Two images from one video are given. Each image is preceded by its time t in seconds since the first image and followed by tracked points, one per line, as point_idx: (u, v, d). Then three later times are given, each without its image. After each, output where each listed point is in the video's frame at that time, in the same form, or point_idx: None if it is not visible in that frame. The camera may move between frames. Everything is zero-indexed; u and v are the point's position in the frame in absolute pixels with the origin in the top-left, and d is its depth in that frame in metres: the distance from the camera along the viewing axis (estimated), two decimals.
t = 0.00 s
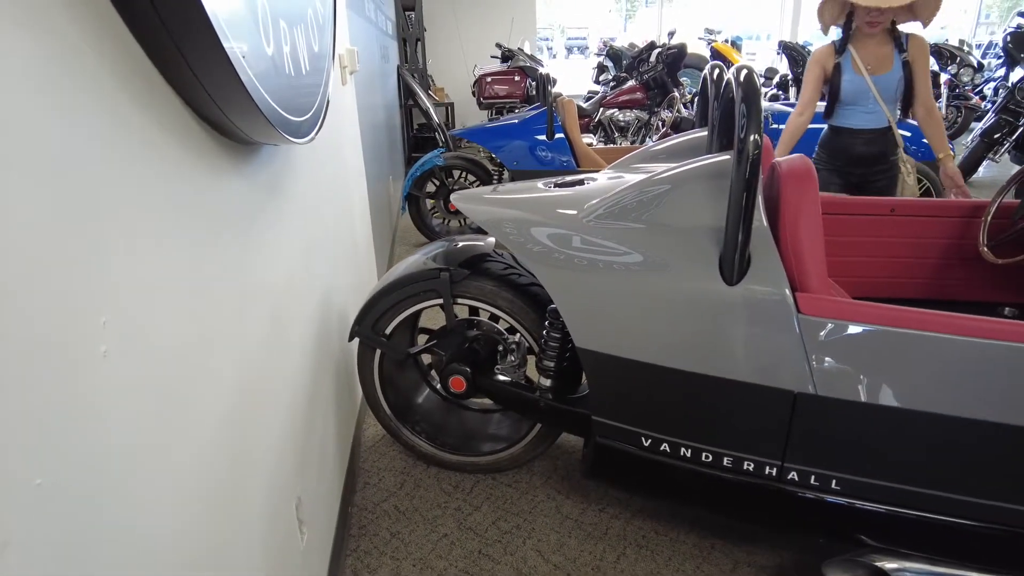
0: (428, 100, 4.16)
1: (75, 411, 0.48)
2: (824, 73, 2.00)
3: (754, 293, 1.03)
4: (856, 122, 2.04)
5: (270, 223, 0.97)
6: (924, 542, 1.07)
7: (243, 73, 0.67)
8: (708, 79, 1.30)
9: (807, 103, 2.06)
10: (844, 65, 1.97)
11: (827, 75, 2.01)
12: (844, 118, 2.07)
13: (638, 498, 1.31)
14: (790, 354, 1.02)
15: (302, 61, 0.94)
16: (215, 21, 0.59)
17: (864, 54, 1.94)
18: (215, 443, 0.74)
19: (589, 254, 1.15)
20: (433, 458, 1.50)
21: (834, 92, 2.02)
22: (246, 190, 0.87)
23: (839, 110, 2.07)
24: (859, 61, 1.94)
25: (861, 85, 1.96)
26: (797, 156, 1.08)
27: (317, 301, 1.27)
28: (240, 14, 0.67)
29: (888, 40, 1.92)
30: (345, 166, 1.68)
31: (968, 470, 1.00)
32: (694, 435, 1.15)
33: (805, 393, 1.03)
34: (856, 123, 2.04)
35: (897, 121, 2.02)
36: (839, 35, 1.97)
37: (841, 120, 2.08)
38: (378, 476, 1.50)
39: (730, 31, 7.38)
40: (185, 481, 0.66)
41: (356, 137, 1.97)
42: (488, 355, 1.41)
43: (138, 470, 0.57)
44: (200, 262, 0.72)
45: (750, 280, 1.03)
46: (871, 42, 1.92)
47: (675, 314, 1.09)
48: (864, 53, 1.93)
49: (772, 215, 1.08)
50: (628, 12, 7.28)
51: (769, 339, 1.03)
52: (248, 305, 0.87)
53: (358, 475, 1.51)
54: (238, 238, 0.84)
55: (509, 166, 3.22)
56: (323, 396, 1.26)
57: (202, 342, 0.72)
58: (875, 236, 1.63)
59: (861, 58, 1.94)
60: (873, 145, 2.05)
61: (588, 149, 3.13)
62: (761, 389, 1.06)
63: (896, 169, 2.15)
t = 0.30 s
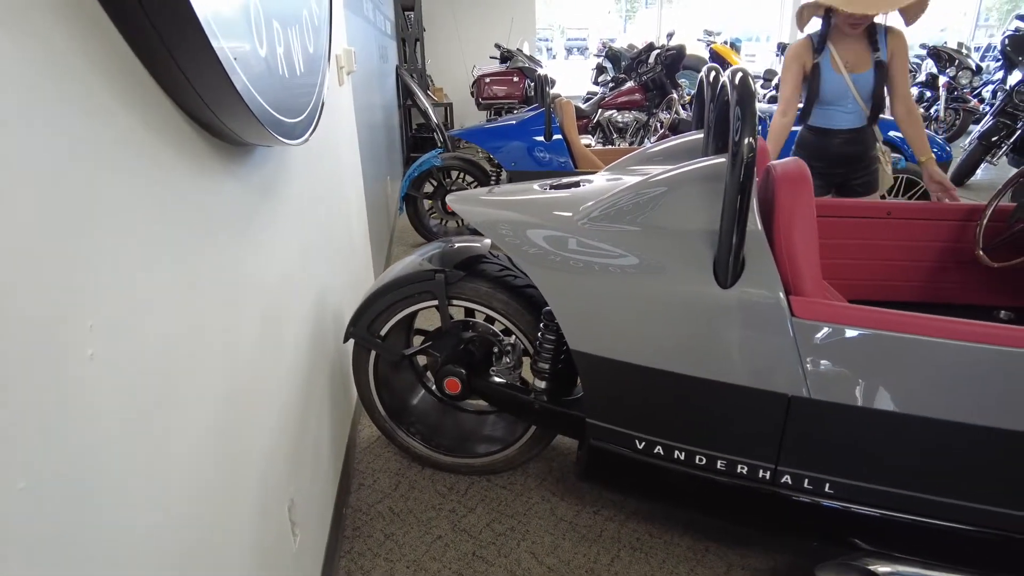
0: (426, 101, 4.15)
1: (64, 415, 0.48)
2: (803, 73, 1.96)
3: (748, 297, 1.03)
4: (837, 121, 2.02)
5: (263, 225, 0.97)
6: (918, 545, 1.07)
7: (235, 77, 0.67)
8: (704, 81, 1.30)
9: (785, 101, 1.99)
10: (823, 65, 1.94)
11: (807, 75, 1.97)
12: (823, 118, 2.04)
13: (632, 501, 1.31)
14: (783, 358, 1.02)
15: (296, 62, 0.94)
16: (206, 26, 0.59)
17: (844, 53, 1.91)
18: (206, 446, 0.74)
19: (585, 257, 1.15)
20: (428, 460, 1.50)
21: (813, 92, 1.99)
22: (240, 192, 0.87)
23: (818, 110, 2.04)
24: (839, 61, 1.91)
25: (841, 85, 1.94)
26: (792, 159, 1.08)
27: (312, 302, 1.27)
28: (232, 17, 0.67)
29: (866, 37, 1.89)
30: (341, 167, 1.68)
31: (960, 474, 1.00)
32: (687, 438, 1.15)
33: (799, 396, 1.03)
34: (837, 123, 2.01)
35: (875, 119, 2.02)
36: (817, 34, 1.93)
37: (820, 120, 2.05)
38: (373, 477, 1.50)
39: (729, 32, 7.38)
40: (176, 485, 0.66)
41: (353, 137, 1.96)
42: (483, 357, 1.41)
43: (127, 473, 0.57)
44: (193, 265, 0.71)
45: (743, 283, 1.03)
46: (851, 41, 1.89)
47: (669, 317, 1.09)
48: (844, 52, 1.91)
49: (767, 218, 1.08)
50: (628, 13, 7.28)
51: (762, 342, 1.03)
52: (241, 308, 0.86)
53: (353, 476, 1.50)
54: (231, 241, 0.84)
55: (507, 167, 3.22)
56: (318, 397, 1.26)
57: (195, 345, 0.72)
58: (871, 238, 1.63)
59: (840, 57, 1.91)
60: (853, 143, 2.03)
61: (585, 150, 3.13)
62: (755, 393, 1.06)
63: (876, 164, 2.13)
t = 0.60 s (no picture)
0: (421, 101, 4.15)
1: (52, 417, 0.48)
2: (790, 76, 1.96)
3: (738, 299, 1.03)
4: (823, 124, 2.04)
5: (254, 226, 0.97)
6: (906, 547, 1.08)
7: (222, 78, 0.67)
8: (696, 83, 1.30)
9: (772, 107, 1.98)
10: (810, 68, 1.94)
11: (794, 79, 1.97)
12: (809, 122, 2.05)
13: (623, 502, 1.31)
14: (773, 360, 1.02)
15: (286, 63, 0.94)
16: (194, 29, 0.59)
17: (829, 57, 1.92)
18: (196, 447, 0.74)
19: (577, 258, 1.15)
20: (419, 461, 1.50)
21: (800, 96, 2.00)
22: (229, 193, 0.87)
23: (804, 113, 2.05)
24: (825, 65, 1.92)
25: (827, 89, 1.96)
26: (781, 162, 1.09)
27: (303, 303, 1.26)
28: (220, 18, 0.67)
29: (850, 40, 1.91)
30: (333, 168, 1.67)
31: (947, 476, 1.00)
32: (677, 439, 1.15)
33: (788, 398, 1.03)
34: (823, 126, 2.04)
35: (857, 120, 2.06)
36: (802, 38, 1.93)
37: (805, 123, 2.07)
38: (364, 478, 1.50)
39: (724, 34, 7.40)
40: (165, 487, 0.66)
41: (346, 138, 1.96)
42: (475, 358, 1.41)
43: (116, 475, 0.57)
44: (182, 266, 0.71)
45: (733, 285, 1.03)
46: (836, 45, 1.91)
47: (659, 319, 1.10)
48: (829, 56, 1.92)
49: (756, 221, 1.09)
50: (624, 15, 7.29)
51: (752, 345, 1.03)
52: (231, 309, 0.86)
53: (344, 477, 1.50)
54: (221, 242, 0.84)
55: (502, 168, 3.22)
56: (308, 398, 1.26)
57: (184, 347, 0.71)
58: (862, 241, 1.64)
59: (826, 61, 1.92)
60: (836, 146, 2.06)
61: (579, 151, 3.13)
62: (745, 395, 1.06)
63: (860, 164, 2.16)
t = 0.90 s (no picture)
0: (411, 103, 4.15)
1: (25, 423, 0.48)
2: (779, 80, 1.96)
3: (718, 303, 1.04)
4: (810, 128, 2.05)
5: (234, 228, 0.97)
6: (885, 548, 1.09)
7: (198, 84, 0.66)
8: (680, 87, 1.30)
9: (761, 111, 1.95)
10: (799, 72, 1.95)
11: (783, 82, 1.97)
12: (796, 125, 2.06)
13: (607, 505, 1.32)
14: (752, 364, 1.04)
15: (267, 67, 0.93)
16: (168, 36, 0.59)
17: (817, 60, 1.93)
18: (174, 454, 0.73)
19: (562, 262, 1.16)
20: (404, 464, 1.50)
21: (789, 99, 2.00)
22: (209, 197, 0.86)
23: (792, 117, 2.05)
24: (814, 68, 1.93)
25: (815, 93, 1.97)
26: (763, 168, 1.10)
27: (287, 306, 1.26)
28: (197, 24, 0.67)
29: (838, 44, 1.93)
30: (319, 171, 1.67)
31: (924, 479, 1.02)
32: (659, 443, 1.16)
33: (767, 402, 1.04)
34: (810, 130, 2.05)
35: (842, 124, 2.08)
36: (791, 41, 1.93)
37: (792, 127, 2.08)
38: (349, 481, 1.50)
39: (714, 37, 7.44)
40: (141, 493, 0.66)
41: (333, 139, 1.96)
42: (460, 362, 1.41)
43: (92, 483, 0.57)
44: (160, 271, 0.71)
45: (714, 290, 1.04)
46: (824, 47, 1.93)
47: (642, 323, 1.10)
48: (818, 59, 1.93)
49: (737, 226, 1.10)
50: (614, 17, 7.32)
51: (733, 348, 1.05)
52: (211, 313, 0.86)
53: (329, 481, 1.50)
54: (201, 246, 0.83)
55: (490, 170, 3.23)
56: (292, 403, 1.26)
57: (162, 352, 0.71)
58: (844, 245, 1.66)
59: (815, 64, 1.93)
60: (822, 151, 2.09)
61: (568, 153, 3.14)
62: (726, 398, 1.07)
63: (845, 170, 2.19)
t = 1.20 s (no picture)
0: (397, 105, 4.15)
1: None
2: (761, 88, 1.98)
3: (692, 312, 1.06)
4: (790, 136, 2.08)
5: (211, 237, 0.97)
6: (856, 552, 1.11)
7: (170, 100, 0.67)
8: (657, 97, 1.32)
9: (741, 118, 2.00)
10: (782, 80, 1.97)
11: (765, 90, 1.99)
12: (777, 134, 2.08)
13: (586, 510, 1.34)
14: (724, 371, 1.06)
15: (244, 78, 0.94)
16: (139, 55, 0.60)
17: (799, 69, 1.96)
18: (150, 466, 0.74)
19: (543, 271, 1.17)
20: (385, 470, 1.51)
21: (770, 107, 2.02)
22: (185, 208, 0.87)
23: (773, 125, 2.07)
24: (796, 77, 1.96)
25: (797, 102, 1.99)
26: (736, 178, 1.12)
27: (266, 314, 1.26)
28: (169, 41, 0.67)
29: (818, 54, 1.96)
30: (301, 177, 1.67)
31: (890, 484, 1.04)
32: (634, 449, 1.18)
33: (739, 409, 1.07)
34: (790, 138, 2.08)
35: (821, 133, 2.11)
36: (773, 50, 1.95)
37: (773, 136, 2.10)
38: (330, 487, 1.50)
39: (700, 42, 7.51)
40: (115, 505, 0.66)
41: (316, 145, 1.96)
42: (441, 368, 1.42)
43: (65, 499, 0.57)
44: (134, 283, 0.72)
45: (688, 299, 1.07)
46: (804, 56, 1.96)
47: (618, 331, 1.12)
48: (799, 68, 1.96)
49: (711, 235, 1.12)
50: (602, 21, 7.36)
51: (706, 356, 1.07)
52: (187, 324, 0.86)
53: (310, 487, 1.50)
54: (176, 257, 0.84)
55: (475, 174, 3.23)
56: (272, 410, 1.26)
57: (136, 364, 0.71)
58: (819, 251, 1.69)
59: (796, 73, 1.96)
60: (801, 159, 2.12)
61: (553, 158, 3.17)
62: (700, 405, 1.09)
63: (822, 178, 2.23)
